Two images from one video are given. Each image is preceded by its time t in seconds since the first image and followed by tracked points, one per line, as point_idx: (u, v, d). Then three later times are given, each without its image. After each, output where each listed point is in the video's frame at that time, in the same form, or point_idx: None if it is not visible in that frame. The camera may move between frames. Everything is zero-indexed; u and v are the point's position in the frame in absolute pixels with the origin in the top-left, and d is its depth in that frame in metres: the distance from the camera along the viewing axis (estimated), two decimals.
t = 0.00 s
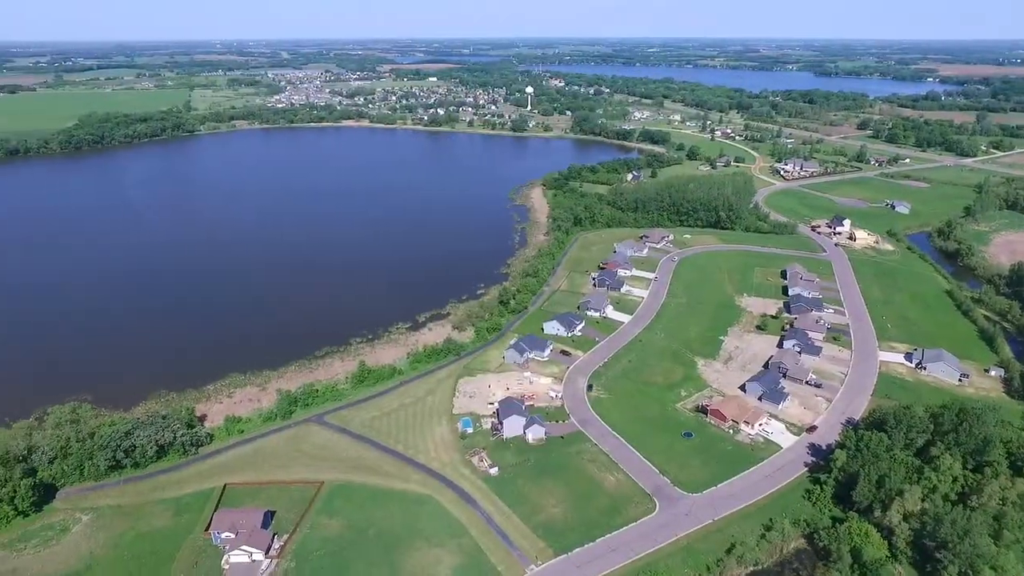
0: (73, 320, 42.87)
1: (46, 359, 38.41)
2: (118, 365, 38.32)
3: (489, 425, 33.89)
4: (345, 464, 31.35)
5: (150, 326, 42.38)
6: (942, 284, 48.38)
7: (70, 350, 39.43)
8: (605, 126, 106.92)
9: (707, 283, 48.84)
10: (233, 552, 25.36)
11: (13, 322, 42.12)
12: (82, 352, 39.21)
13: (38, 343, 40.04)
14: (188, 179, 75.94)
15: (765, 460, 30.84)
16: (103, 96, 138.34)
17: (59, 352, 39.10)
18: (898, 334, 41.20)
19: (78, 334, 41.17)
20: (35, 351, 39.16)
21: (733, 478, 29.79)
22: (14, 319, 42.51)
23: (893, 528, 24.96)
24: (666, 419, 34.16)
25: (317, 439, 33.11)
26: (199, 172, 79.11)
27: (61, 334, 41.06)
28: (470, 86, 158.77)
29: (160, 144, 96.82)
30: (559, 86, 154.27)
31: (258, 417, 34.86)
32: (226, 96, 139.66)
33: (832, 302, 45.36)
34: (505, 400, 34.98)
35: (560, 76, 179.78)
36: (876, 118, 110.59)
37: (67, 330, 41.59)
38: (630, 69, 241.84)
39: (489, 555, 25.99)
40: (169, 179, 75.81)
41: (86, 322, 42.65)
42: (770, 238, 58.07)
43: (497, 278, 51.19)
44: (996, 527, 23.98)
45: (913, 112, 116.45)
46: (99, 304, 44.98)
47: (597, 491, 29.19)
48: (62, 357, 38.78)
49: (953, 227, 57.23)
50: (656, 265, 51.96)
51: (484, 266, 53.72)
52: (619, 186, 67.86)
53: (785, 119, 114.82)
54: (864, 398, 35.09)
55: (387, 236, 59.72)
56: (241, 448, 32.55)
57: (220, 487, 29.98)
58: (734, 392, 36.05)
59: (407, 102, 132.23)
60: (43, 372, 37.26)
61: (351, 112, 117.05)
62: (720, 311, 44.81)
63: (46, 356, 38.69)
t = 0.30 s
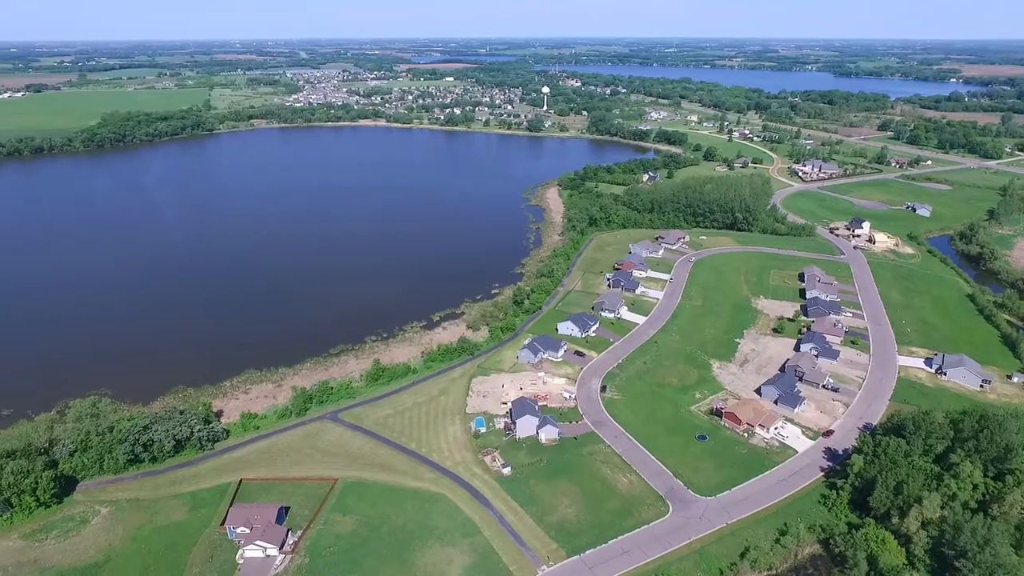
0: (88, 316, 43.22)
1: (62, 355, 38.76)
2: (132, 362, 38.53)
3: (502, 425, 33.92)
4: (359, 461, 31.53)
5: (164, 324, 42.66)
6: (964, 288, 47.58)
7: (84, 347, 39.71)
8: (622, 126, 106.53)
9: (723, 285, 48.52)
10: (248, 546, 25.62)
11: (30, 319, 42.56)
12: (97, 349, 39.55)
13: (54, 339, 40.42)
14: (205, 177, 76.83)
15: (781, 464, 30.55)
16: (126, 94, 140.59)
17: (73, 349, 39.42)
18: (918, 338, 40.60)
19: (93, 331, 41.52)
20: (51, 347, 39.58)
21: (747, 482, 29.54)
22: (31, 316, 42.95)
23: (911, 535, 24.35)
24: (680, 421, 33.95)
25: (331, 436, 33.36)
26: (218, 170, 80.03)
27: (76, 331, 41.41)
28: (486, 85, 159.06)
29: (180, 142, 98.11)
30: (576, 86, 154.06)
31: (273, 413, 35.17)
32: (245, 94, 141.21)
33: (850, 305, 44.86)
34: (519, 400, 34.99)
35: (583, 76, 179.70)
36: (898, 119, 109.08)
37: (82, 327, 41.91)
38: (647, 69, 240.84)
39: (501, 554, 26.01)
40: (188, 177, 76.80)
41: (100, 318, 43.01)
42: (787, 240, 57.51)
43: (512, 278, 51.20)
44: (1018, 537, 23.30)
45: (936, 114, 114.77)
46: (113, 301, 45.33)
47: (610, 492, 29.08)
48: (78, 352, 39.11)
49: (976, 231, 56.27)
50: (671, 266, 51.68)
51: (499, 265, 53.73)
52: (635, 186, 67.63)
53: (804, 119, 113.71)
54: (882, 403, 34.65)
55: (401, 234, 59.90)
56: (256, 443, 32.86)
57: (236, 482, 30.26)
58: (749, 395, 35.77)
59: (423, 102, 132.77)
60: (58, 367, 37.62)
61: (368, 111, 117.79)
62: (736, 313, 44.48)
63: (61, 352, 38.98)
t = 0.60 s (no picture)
0: (103, 314, 43.67)
1: (78, 352, 39.21)
2: (146, 359, 38.87)
3: (513, 425, 33.92)
4: (371, 459, 31.67)
5: (178, 323, 43.02)
6: (984, 293, 46.87)
7: (100, 344, 40.12)
8: (636, 126, 106.04)
9: (737, 286, 48.16)
10: (262, 542, 25.86)
11: (47, 316, 43.10)
12: (112, 347, 39.95)
13: (71, 336, 40.87)
14: (221, 176, 77.50)
15: (794, 468, 30.30)
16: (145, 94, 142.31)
17: (89, 346, 39.84)
18: (935, 342, 40.08)
19: (108, 328, 41.96)
20: (68, 344, 40.03)
21: (760, 485, 29.31)
22: (49, 313, 43.51)
23: (926, 541, 23.97)
24: (693, 424, 33.77)
25: (344, 433, 33.55)
26: (234, 169, 80.71)
27: (92, 328, 41.85)
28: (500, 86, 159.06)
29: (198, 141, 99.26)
30: (590, 86, 153.70)
31: (287, 411, 35.42)
32: (262, 94, 142.35)
33: (867, 309, 44.38)
34: (531, 400, 34.99)
35: (598, 76, 179.22)
36: (918, 121, 107.64)
37: (98, 324, 42.38)
38: (666, 69, 238.83)
39: (512, 554, 26.01)
40: (204, 176, 77.54)
41: (115, 316, 43.43)
42: (802, 242, 56.99)
43: (525, 278, 51.18)
44: None
45: (956, 115, 113.24)
46: (129, 299, 45.77)
47: (621, 494, 29.00)
48: (94, 350, 39.55)
49: (996, 234, 55.43)
50: (685, 268, 51.38)
51: (512, 265, 53.73)
52: (649, 187, 67.33)
53: (822, 121, 112.64)
54: (898, 407, 34.24)
55: (413, 234, 60.06)
56: (269, 441, 33.09)
57: (249, 478, 30.53)
58: (763, 398, 35.50)
59: (437, 102, 133.10)
60: (75, 363, 38.07)
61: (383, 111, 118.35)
62: (750, 316, 44.16)
63: (76, 350, 39.35)
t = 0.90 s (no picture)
0: (120, 310, 44.12)
1: (95, 348, 39.63)
2: (159, 356, 39.16)
3: (525, 425, 33.89)
4: (383, 457, 31.79)
5: (192, 320, 43.33)
6: (1004, 296, 46.16)
7: (116, 340, 40.50)
8: (651, 126, 105.58)
9: (751, 288, 47.81)
10: (274, 537, 26.06)
11: (65, 311, 43.66)
12: (129, 343, 40.30)
13: (88, 332, 41.30)
14: (236, 174, 78.10)
15: (808, 472, 29.99)
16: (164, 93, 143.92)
17: (105, 342, 40.23)
18: (954, 347, 39.53)
19: (124, 325, 42.34)
20: (85, 340, 40.45)
21: (773, 489, 29.05)
22: (67, 308, 44.06)
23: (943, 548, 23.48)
24: (706, 426, 33.55)
25: (357, 431, 33.70)
26: (249, 168, 81.42)
27: (109, 324, 42.32)
28: (515, 86, 159.05)
29: (214, 139, 100.25)
30: (605, 86, 153.24)
31: (300, 408, 35.64)
32: (278, 93, 143.46)
33: (883, 312, 43.89)
34: (543, 400, 34.96)
35: (613, 76, 178.77)
36: (938, 122, 106.26)
37: (114, 321, 42.78)
38: (681, 69, 237.64)
39: (522, 554, 25.99)
40: (220, 174, 78.21)
41: (131, 313, 43.79)
42: (818, 244, 56.45)
43: (538, 279, 51.12)
44: None
45: (977, 116, 111.64)
46: (145, 297, 46.22)
47: (632, 495, 28.88)
48: (111, 345, 39.92)
49: (1018, 237, 54.58)
50: (699, 269, 51.07)
51: (525, 265, 53.68)
52: (663, 188, 66.99)
53: (839, 122, 111.52)
54: (915, 412, 33.81)
55: (425, 234, 60.20)
56: (282, 438, 33.30)
57: (262, 475, 30.74)
58: (777, 401, 35.22)
59: (452, 101, 133.38)
60: (92, 359, 38.50)
61: (397, 111, 118.80)
62: (764, 317, 43.83)
63: (92, 345, 39.76)
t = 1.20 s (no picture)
0: (138, 308, 44.69)
1: (114, 345, 40.14)
2: (175, 353, 39.58)
3: (538, 425, 33.85)
4: (397, 456, 31.90)
5: (209, 318, 43.75)
6: None
7: (134, 337, 40.99)
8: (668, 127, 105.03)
9: (768, 291, 47.40)
10: (289, 533, 26.30)
11: (85, 308, 44.35)
12: (147, 340, 40.79)
13: (107, 329, 41.86)
14: (254, 173, 78.86)
15: (825, 478, 29.65)
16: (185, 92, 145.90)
17: (124, 339, 40.78)
18: (975, 352, 38.88)
19: (142, 322, 42.86)
20: (104, 336, 41.02)
21: (788, 494, 28.76)
22: (87, 305, 44.72)
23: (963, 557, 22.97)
24: (721, 429, 33.31)
25: (370, 430, 33.86)
26: (267, 167, 82.27)
27: (127, 321, 42.88)
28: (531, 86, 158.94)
29: (233, 138, 101.44)
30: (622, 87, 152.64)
31: (315, 406, 35.88)
32: (297, 93, 144.74)
33: (903, 316, 43.27)
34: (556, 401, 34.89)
35: (630, 77, 178.12)
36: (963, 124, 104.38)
37: (132, 318, 43.33)
38: (698, 70, 236.31)
39: (534, 555, 25.96)
40: (238, 173, 79.01)
41: (149, 311, 44.34)
42: (837, 246, 55.81)
43: (553, 279, 51.03)
44: None
45: (1003, 118, 109.52)
46: (162, 294, 46.74)
47: (645, 498, 28.72)
48: (129, 342, 40.43)
49: None
50: (715, 271, 50.72)
51: (540, 266, 53.63)
52: (680, 189, 66.61)
53: (860, 123, 110.11)
54: (935, 418, 33.30)
55: (440, 233, 60.28)
56: (297, 436, 33.52)
57: (277, 471, 31.00)
58: (793, 405, 34.87)
59: (468, 101, 133.69)
60: (111, 355, 39.03)
61: (414, 110, 119.33)
62: (781, 320, 43.41)
63: (110, 342, 40.31)
